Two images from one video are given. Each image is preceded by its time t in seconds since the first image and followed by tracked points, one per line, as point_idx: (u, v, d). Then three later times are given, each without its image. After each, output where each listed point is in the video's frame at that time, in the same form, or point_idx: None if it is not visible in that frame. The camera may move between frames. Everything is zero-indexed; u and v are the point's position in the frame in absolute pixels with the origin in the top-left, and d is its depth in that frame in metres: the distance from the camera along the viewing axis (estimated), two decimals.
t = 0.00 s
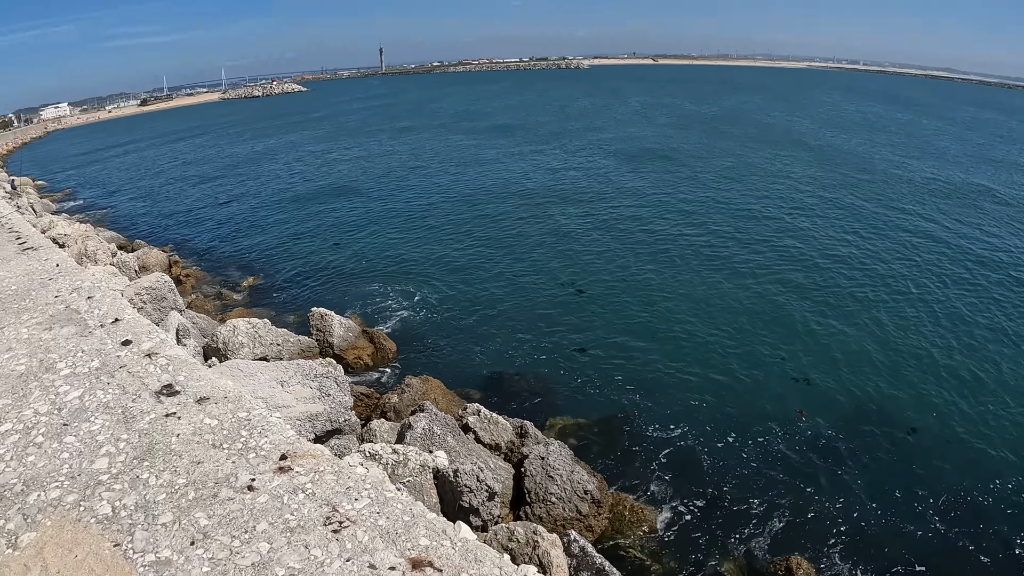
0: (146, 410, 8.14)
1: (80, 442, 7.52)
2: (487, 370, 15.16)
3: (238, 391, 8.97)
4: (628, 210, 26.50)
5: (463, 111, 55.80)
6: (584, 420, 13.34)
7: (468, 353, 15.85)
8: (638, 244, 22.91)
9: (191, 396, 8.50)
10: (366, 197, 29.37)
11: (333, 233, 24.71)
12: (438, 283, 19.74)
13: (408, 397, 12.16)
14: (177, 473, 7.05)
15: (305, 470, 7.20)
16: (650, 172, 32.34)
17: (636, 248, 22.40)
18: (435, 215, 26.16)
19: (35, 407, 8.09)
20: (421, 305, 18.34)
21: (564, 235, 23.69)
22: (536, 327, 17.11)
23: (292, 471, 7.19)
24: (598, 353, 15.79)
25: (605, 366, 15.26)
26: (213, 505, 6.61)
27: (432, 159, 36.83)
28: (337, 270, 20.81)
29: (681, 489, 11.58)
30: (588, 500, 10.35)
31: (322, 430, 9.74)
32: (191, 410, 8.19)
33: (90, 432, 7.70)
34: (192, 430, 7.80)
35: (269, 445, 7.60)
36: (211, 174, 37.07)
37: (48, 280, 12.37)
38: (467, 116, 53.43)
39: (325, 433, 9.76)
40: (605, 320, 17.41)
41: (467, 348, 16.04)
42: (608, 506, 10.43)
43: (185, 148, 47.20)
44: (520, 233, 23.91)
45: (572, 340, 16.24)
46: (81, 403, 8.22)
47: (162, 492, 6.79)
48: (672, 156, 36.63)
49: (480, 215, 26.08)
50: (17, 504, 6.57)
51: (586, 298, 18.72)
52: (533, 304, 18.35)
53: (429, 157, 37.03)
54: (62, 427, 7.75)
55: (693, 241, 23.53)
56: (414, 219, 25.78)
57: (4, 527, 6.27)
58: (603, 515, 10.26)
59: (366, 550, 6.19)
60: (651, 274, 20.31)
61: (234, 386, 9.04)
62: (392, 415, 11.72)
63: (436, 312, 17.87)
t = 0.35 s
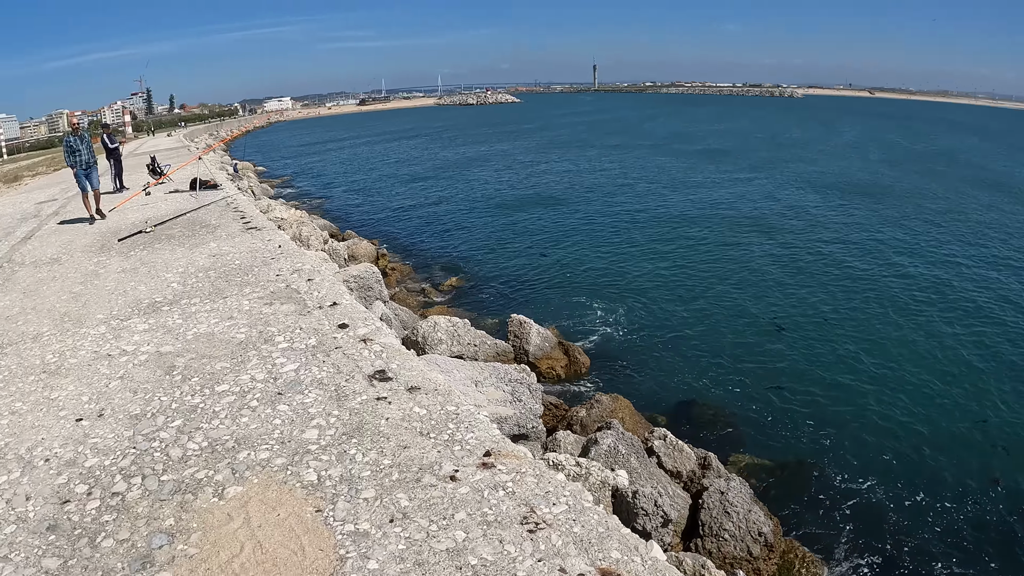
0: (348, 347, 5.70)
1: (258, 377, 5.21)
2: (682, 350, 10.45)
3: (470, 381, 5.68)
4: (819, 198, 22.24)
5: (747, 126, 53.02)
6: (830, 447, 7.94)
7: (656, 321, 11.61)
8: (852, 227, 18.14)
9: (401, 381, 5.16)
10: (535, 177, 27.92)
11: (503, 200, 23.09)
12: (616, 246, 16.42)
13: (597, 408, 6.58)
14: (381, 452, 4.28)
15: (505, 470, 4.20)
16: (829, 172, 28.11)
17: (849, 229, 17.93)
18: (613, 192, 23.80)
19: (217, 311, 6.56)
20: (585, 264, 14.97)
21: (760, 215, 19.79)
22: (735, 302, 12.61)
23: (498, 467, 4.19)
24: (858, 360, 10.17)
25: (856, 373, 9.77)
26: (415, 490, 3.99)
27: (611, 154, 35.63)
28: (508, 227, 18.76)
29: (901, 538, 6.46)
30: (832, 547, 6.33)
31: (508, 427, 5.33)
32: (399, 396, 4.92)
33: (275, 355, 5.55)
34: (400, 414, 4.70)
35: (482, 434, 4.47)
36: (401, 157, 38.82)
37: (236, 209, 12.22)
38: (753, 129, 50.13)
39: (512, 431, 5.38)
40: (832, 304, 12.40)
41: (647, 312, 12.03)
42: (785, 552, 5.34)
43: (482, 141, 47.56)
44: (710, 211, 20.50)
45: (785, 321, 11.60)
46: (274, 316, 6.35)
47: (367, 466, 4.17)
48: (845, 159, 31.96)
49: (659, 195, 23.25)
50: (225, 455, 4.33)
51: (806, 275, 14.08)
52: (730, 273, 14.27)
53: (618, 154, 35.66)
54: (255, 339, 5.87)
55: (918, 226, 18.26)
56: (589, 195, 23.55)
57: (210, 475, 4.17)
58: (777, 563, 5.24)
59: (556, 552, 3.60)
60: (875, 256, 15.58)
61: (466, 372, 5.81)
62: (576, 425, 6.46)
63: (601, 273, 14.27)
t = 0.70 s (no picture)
0: (434, 365, 5.84)
1: (344, 390, 5.42)
2: (761, 384, 10.34)
3: (553, 405, 5.86)
4: (911, 236, 21.39)
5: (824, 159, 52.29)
6: (913, 492, 7.78)
7: (737, 353, 11.49)
8: (947, 268, 17.38)
9: (486, 403, 5.21)
10: (615, 204, 28.23)
11: (586, 224, 23.48)
12: (696, 276, 16.31)
13: (676, 439, 6.90)
14: (462, 472, 4.33)
15: (585, 500, 4.17)
16: (923, 209, 26.97)
17: (943, 270, 17.13)
18: (694, 221, 23.78)
19: (307, 323, 7.03)
20: (662, 291, 14.99)
21: (847, 251, 19.23)
22: (818, 338, 12.31)
23: (577, 495, 4.21)
24: (952, 407, 9.83)
25: (949, 421, 9.44)
26: (494, 512, 4.01)
27: (688, 184, 35.77)
28: (588, 250, 19.01)
29: None
30: None
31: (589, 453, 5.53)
32: (483, 417, 4.99)
33: (363, 369, 5.78)
34: (484, 435, 4.75)
35: (564, 462, 4.51)
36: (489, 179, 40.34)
37: (330, 223, 13.13)
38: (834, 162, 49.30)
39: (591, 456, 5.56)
40: (924, 347, 11.93)
41: (724, 343, 11.93)
42: None
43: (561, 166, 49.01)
44: (794, 244, 20.10)
45: (876, 362, 11.29)
46: (363, 331, 6.68)
47: (447, 485, 4.21)
48: (939, 197, 30.55)
49: (738, 226, 23.02)
50: (308, 464, 4.43)
51: (898, 316, 13.59)
52: (814, 308, 13.96)
53: (698, 184, 35.75)
54: (343, 352, 6.18)
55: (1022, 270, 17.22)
56: (671, 223, 23.57)
57: (292, 482, 4.26)
58: None
59: None
60: (972, 298, 14.81)
61: (551, 397, 6.01)
62: (655, 455, 6.79)
63: (679, 301, 14.22)
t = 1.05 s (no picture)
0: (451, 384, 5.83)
1: (360, 408, 5.43)
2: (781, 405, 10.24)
3: (569, 424, 5.84)
4: (934, 256, 21.10)
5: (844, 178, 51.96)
6: (932, 514, 7.68)
7: (755, 373, 11.38)
8: (971, 288, 17.12)
9: (502, 423, 5.19)
10: (633, 222, 28.21)
11: (601, 241, 23.51)
12: (713, 295, 16.21)
13: (693, 460, 6.88)
14: (477, 493, 4.31)
15: (599, 522, 4.11)
16: (947, 228, 26.59)
17: (966, 290, 16.87)
18: (713, 240, 23.67)
19: (325, 340, 7.06)
20: (679, 310, 14.90)
21: (868, 271, 19.03)
22: (837, 358, 12.17)
23: (592, 517, 4.15)
24: (978, 431, 9.64)
25: (974, 444, 9.27)
26: (508, 532, 3.96)
27: (707, 202, 35.64)
28: (605, 268, 19.00)
29: None
30: None
31: (605, 473, 5.48)
32: (498, 437, 4.97)
33: (380, 388, 5.79)
34: (499, 455, 4.73)
35: (579, 485, 4.46)
36: (508, 197, 40.55)
37: (349, 239, 13.24)
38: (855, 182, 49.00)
39: (607, 476, 5.52)
40: (947, 369, 11.72)
41: (742, 363, 11.83)
42: None
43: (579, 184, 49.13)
44: (810, 263, 19.99)
45: (898, 383, 11.12)
46: (380, 348, 6.70)
47: (461, 505, 4.19)
48: (961, 216, 30.10)
49: (757, 245, 22.89)
50: (323, 481, 4.43)
51: (919, 336, 13.40)
52: (830, 328, 13.85)
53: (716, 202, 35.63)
54: (360, 370, 6.19)
55: None
56: (689, 241, 23.51)
57: (306, 499, 4.25)
58: None
59: None
60: (996, 318, 14.57)
61: (567, 416, 5.98)
62: (672, 475, 6.78)
63: (696, 320, 14.13)
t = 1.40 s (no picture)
0: (457, 394, 5.83)
1: (366, 417, 5.44)
2: (789, 414, 10.18)
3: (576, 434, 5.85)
4: (943, 265, 20.95)
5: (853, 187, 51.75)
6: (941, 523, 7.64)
7: (762, 382, 11.35)
8: (981, 297, 16.98)
9: (508, 434, 5.19)
10: (641, 232, 28.17)
11: (607, 249, 23.53)
12: (721, 304, 16.17)
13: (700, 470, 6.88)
14: (481, 503, 4.30)
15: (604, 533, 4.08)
16: (958, 237, 26.37)
17: (977, 299, 16.73)
18: (721, 249, 23.61)
19: (331, 348, 7.08)
20: (687, 319, 14.88)
21: (876, 280, 18.92)
22: (844, 367, 12.13)
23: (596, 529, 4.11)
24: (991, 440, 9.55)
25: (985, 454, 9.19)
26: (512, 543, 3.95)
27: (715, 212, 35.56)
28: (612, 277, 18.98)
29: None
30: None
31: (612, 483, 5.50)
32: (504, 448, 4.97)
33: (386, 397, 5.79)
34: (504, 466, 4.72)
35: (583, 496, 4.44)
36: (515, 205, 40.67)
37: (357, 248, 13.27)
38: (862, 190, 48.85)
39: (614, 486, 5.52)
40: (956, 378, 11.65)
41: (750, 372, 11.78)
42: None
43: (587, 193, 49.13)
44: (817, 272, 19.94)
45: (908, 392, 11.04)
46: (387, 358, 6.71)
47: (466, 515, 4.18)
48: (972, 225, 29.87)
49: (765, 254, 22.80)
50: (328, 491, 4.43)
51: (929, 345, 13.32)
52: (837, 337, 13.81)
53: (724, 212, 35.56)
54: (366, 379, 6.20)
55: None
56: (696, 250, 23.48)
57: (311, 508, 4.25)
58: None
59: None
60: (1003, 327, 14.51)
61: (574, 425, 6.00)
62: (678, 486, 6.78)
63: (704, 329, 14.10)
